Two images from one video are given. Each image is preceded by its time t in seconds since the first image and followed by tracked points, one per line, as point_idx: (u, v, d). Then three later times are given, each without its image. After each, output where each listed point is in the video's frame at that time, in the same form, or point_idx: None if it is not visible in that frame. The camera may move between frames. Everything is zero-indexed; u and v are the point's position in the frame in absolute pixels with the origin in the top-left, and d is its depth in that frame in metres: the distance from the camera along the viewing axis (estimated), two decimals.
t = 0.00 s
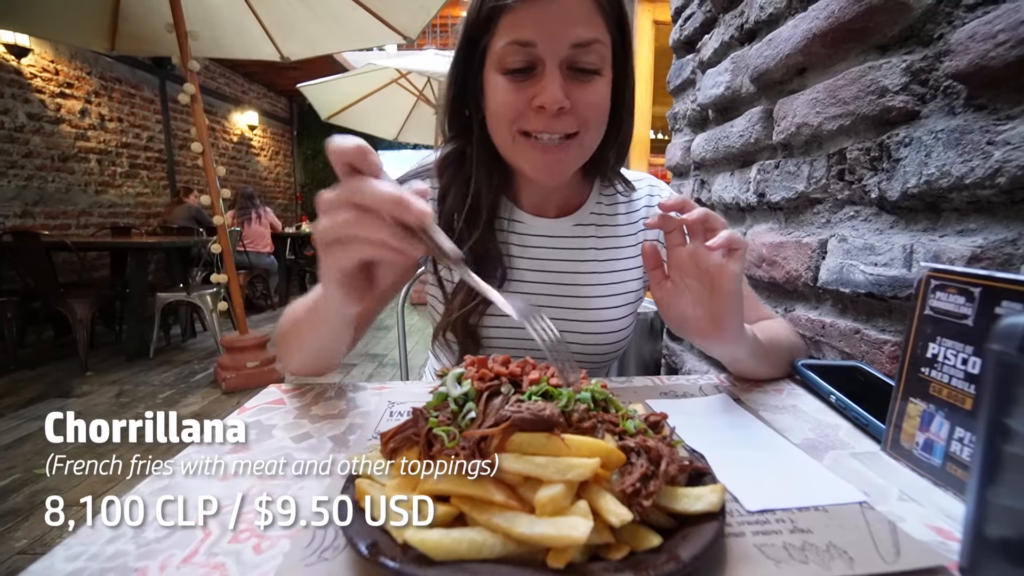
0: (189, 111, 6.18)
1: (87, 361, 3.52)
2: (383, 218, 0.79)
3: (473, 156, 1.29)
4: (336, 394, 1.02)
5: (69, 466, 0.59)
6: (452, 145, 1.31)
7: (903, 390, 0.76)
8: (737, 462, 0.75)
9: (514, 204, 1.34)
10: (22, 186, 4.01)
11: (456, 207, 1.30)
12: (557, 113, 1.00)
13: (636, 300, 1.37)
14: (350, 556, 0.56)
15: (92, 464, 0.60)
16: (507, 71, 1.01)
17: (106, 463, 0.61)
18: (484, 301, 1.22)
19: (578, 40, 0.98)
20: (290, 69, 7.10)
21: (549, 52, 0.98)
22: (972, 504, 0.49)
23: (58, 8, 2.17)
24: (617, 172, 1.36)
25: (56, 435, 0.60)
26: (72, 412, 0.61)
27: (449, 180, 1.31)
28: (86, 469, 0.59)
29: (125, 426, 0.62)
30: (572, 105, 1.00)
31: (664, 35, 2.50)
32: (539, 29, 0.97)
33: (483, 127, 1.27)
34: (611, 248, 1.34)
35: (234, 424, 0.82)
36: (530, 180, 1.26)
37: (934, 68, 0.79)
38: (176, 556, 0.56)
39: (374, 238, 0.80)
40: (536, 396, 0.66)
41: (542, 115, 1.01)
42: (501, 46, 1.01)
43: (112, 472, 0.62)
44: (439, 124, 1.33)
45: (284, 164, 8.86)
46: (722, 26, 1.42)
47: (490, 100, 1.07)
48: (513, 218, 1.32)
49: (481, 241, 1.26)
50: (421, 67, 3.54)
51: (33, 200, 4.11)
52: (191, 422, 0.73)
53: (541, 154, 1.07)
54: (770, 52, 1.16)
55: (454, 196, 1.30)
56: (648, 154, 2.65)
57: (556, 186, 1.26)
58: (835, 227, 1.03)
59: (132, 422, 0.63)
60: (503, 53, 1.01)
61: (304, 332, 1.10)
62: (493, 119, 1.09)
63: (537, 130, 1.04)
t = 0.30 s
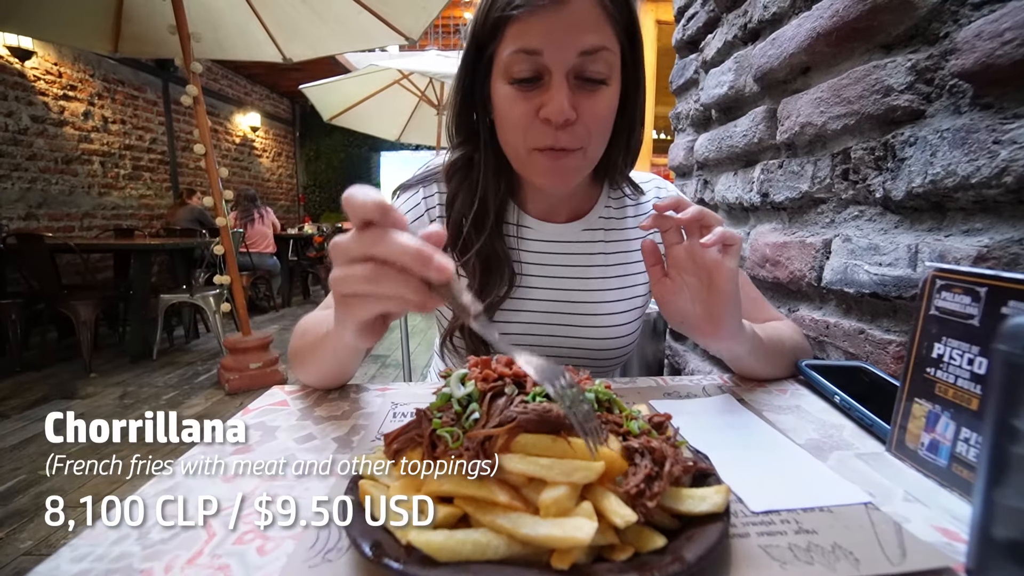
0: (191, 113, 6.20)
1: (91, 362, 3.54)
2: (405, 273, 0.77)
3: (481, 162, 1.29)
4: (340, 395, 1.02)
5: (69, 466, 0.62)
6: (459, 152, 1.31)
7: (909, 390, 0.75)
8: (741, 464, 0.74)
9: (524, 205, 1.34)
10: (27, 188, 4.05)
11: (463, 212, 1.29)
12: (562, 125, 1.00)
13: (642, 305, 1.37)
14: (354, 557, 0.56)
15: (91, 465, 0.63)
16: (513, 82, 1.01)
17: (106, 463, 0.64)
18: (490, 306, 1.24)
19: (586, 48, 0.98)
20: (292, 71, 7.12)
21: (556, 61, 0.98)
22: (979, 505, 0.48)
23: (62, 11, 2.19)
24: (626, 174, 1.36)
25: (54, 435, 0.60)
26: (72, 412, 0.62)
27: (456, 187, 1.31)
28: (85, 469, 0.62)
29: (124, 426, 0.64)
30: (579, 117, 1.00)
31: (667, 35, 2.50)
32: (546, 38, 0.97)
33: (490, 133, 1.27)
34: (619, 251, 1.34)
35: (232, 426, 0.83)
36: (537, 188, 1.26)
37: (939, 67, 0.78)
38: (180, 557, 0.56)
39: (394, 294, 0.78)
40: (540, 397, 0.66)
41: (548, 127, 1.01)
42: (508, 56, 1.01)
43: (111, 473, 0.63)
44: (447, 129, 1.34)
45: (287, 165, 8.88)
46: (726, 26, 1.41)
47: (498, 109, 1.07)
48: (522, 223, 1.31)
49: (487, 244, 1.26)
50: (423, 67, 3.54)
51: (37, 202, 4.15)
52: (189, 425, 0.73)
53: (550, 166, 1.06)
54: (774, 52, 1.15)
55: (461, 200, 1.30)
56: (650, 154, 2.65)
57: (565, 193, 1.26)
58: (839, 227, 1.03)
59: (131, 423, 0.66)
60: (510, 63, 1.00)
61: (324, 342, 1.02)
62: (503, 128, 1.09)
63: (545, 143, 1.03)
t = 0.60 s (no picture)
0: (193, 113, 6.21)
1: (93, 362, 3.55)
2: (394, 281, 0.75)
3: (478, 179, 1.27)
4: (341, 394, 1.02)
5: (69, 466, 0.62)
6: (456, 169, 1.30)
7: (910, 390, 0.75)
8: (742, 464, 0.74)
9: (524, 215, 1.32)
10: (29, 188, 4.06)
11: (461, 230, 1.27)
12: (556, 151, 1.00)
13: (643, 305, 1.37)
14: (355, 557, 0.56)
15: (90, 465, 0.63)
16: (507, 106, 1.01)
17: (105, 463, 0.63)
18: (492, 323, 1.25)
19: (578, 70, 0.96)
20: (293, 70, 7.12)
21: (547, 86, 0.96)
22: (981, 505, 0.48)
23: (63, 11, 2.19)
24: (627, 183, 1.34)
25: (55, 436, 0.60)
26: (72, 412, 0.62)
27: (454, 206, 1.29)
28: (85, 468, 0.63)
29: (124, 426, 0.64)
30: (572, 143, 1.00)
31: (668, 34, 2.50)
32: (538, 62, 0.95)
33: (487, 151, 1.26)
34: (622, 253, 1.33)
35: (232, 426, 0.84)
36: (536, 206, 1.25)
37: (941, 66, 0.78)
38: (182, 557, 0.56)
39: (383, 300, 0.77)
40: (542, 396, 0.66)
41: (541, 152, 1.01)
42: (500, 78, 1.00)
43: (111, 473, 0.63)
44: (444, 145, 1.32)
45: (288, 165, 8.88)
46: (727, 25, 1.41)
47: (495, 133, 1.07)
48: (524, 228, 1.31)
49: (486, 261, 1.25)
50: (424, 66, 3.55)
51: (39, 201, 4.16)
52: (189, 425, 0.73)
53: (544, 191, 1.08)
54: (775, 51, 1.15)
55: (459, 218, 1.28)
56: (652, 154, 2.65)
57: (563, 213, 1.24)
58: (840, 227, 1.03)
59: (131, 422, 0.65)
60: (502, 86, 1.00)
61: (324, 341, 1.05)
62: (499, 154, 1.10)
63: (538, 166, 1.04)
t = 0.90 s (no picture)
0: (194, 111, 6.20)
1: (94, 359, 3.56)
2: (316, 193, 0.81)
3: (481, 167, 1.28)
4: (342, 392, 1.02)
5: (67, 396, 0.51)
6: (458, 157, 1.30)
7: (912, 389, 0.75)
8: (744, 462, 0.74)
9: (525, 209, 1.33)
10: (29, 185, 4.06)
11: (464, 217, 1.28)
12: (559, 137, 1.01)
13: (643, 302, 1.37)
14: (355, 554, 0.56)
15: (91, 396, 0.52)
16: (509, 92, 1.01)
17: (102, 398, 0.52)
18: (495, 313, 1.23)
19: (584, 60, 0.96)
20: (294, 68, 7.12)
21: (553, 74, 0.96)
22: (981, 504, 0.48)
23: (64, 8, 2.19)
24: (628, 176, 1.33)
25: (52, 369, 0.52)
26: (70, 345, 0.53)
27: (457, 194, 1.29)
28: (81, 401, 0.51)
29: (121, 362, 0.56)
30: (576, 129, 1.00)
31: (670, 32, 2.49)
32: (543, 50, 0.95)
33: (490, 140, 1.27)
34: (623, 249, 1.33)
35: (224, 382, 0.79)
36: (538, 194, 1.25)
37: (944, 65, 0.78)
38: (182, 554, 0.56)
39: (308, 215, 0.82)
40: (542, 394, 0.66)
41: (545, 138, 1.02)
42: (505, 66, 1.00)
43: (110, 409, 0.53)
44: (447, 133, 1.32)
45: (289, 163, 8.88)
46: (729, 23, 1.41)
47: (497, 120, 1.07)
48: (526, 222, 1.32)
49: (487, 251, 1.26)
50: (425, 64, 3.54)
51: (39, 199, 4.16)
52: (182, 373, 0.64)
53: (545, 175, 1.08)
54: (778, 49, 1.15)
55: (462, 207, 1.28)
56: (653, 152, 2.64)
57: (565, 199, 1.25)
58: (842, 226, 1.02)
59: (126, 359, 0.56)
60: (507, 73, 1.00)
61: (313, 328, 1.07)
62: (500, 140, 1.10)
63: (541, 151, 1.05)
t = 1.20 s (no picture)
0: (194, 107, 6.20)
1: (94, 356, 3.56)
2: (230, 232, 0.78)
3: (481, 160, 1.29)
4: (342, 389, 1.02)
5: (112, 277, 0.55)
6: (460, 150, 1.32)
7: (912, 388, 0.75)
8: (745, 460, 0.74)
9: (522, 209, 1.33)
10: (29, 182, 4.06)
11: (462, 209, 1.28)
12: (546, 118, 0.98)
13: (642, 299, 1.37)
14: (355, 551, 0.56)
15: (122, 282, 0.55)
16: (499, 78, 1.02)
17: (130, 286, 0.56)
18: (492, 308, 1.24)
19: (565, 39, 0.96)
20: (294, 65, 7.10)
21: (535, 54, 0.97)
22: (981, 503, 0.48)
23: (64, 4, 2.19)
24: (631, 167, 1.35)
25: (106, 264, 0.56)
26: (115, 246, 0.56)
27: (457, 186, 1.30)
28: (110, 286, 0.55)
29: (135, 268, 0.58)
30: (563, 109, 0.98)
31: (671, 30, 2.49)
32: (523, 32, 0.96)
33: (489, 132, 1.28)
34: (622, 245, 1.32)
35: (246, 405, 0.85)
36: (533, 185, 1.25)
37: (946, 62, 0.78)
38: (182, 550, 0.56)
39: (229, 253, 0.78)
40: (542, 392, 0.66)
41: (532, 121, 0.99)
42: (494, 53, 1.01)
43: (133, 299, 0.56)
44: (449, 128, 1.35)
45: (289, 160, 8.87)
46: (730, 21, 1.40)
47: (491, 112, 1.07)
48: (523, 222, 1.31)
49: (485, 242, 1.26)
50: (426, 62, 3.53)
51: (39, 196, 4.16)
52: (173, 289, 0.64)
53: (539, 163, 1.05)
54: (779, 47, 1.15)
55: (459, 200, 1.29)
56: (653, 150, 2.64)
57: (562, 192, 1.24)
58: (843, 224, 1.02)
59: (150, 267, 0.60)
60: (495, 59, 1.01)
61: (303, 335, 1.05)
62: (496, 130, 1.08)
63: (530, 135, 1.02)
